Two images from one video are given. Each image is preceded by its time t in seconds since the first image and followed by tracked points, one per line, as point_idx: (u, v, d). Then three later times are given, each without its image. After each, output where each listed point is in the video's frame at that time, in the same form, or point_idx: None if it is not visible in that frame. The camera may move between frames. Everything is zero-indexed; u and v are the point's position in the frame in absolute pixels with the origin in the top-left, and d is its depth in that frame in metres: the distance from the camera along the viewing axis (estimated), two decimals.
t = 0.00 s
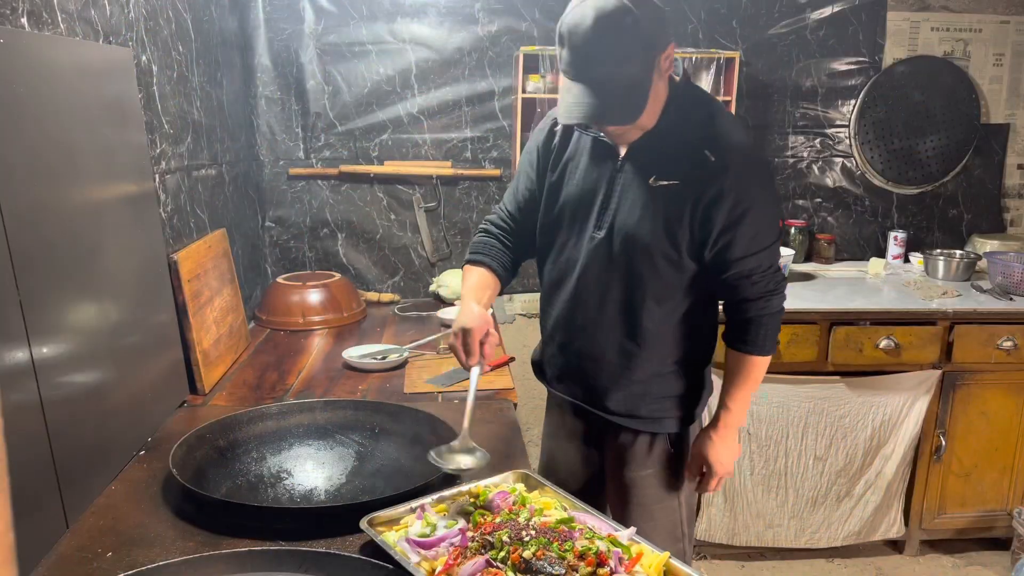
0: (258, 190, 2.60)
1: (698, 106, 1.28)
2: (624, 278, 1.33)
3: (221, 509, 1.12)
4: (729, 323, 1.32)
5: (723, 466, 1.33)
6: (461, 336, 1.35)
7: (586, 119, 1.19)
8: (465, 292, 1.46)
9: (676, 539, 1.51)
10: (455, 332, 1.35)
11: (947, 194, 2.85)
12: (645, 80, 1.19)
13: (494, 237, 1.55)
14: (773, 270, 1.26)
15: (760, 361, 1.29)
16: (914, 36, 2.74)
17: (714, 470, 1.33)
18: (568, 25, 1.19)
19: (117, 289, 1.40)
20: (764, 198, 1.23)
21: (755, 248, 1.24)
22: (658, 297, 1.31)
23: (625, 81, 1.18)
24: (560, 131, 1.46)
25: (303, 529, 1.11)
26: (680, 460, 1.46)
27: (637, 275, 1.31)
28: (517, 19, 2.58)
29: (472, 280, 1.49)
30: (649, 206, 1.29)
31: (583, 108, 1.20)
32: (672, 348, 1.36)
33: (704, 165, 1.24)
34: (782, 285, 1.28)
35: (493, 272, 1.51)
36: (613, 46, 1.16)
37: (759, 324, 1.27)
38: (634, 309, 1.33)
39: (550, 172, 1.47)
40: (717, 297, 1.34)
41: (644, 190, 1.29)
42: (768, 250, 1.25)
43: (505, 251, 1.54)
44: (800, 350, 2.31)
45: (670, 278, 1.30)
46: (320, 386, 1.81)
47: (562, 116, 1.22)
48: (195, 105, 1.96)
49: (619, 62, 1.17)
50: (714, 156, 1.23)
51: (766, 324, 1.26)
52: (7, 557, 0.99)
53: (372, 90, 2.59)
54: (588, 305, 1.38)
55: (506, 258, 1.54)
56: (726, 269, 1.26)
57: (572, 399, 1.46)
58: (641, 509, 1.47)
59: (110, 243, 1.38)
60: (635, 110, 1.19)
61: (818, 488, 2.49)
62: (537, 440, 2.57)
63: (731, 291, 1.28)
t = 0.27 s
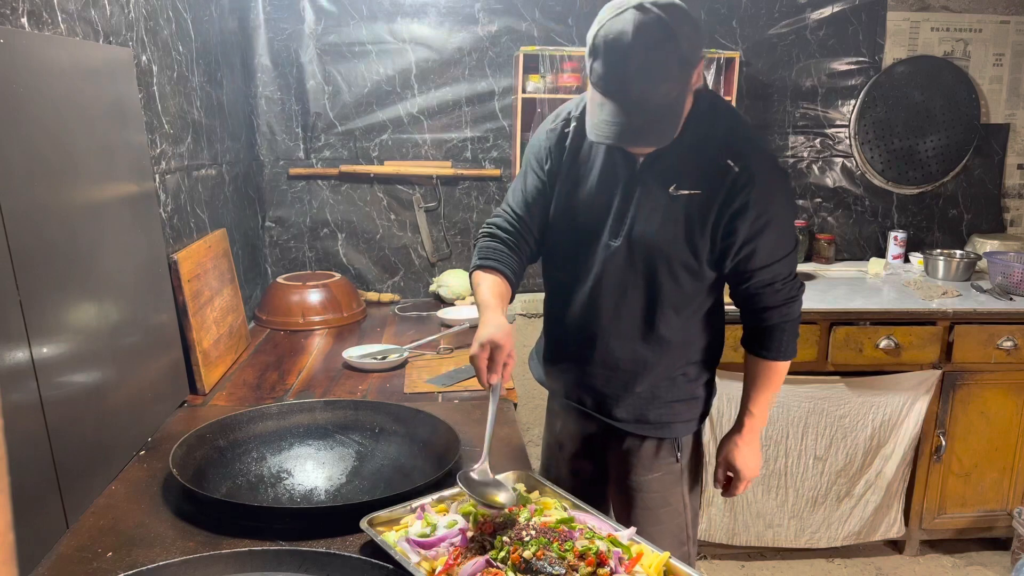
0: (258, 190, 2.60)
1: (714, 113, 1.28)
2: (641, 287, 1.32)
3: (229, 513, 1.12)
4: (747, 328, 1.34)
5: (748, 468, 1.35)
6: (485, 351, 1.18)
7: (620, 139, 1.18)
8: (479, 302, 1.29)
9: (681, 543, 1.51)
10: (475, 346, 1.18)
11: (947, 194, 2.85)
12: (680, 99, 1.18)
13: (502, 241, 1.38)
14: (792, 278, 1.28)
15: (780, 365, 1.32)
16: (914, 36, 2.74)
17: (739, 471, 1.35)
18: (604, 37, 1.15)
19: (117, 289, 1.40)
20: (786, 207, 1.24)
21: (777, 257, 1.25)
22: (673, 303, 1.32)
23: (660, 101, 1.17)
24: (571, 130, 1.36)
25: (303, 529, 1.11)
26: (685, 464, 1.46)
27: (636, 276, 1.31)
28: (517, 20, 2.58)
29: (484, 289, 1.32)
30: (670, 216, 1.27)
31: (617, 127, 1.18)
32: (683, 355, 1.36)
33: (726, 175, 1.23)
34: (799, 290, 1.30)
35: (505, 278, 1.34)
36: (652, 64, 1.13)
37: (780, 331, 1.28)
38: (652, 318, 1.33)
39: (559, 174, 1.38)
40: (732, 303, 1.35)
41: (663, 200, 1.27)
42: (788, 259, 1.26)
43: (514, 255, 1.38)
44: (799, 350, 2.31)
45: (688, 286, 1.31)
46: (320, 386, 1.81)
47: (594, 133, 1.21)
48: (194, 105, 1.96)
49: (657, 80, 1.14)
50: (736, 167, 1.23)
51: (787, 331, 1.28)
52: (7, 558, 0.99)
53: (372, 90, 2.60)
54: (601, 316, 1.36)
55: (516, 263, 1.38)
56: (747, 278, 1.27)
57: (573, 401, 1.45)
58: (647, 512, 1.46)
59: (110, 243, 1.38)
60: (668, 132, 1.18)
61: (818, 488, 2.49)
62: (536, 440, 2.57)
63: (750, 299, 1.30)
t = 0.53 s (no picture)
0: (258, 190, 2.60)
1: (723, 118, 1.28)
2: (648, 290, 1.32)
3: (230, 515, 1.12)
4: (751, 330, 1.36)
5: (750, 471, 1.38)
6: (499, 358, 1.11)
7: (642, 147, 1.17)
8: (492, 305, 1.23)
9: (684, 545, 1.50)
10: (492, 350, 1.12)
11: (947, 194, 2.85)
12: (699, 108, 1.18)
13: (508, 240, 1.34)
14: (798, 282, 1.31)
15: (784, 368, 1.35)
16: (914, 36, 2.74)
17: (740, 474, 1.39)
18: (627, 44, 1.14)
19: (117, 289, 1.39)
20: (795, 213, 1.25)
21: (784, 262, 1.27)
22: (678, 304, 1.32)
23: (681, 109, 1.16)
24: (580, 129, 1.34)
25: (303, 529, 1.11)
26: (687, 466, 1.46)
27: (636, 277, 1.31)
28: (517, 19, 2.58)
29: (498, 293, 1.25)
30: (679, 221, 1.27)
31: (637, 135, 1.17)
32: (686, 357, 1.37)
33: (737, 180, 1.24)
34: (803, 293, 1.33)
35: (513, 277, 1.29)
36: (675, 72, 1.13)
37: (785, 335, 1.31)
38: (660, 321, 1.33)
39: (566, 173, 1.36)
40: (738, 305, 1.37)
41: (673, 204, 1.27)
42: (795, 264, 1.29)
43: (519, 256, 1.35)
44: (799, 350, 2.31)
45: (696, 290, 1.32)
46: (320, 386, 1.81)
47: (614, 141, 1.20)
48: (194, 105, 1.96)
49: (679, 88, 1.14)
50: (747, 172, 1.23)
51: (793, 335, 1.31)
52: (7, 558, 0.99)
53: (372, 90, 2.59)
54: (609, 321, 1.35)
55: (522, 263, 1.34)
56: (755, 282, 1.29)
57: (573, 402, 1.45)
58: (649, 515, 1.46)
59: (110, 243, 1.38)
60: (687, 138, 1.18)
61: (818, 488, 2.49)
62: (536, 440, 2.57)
63: (756, 303, 1.32)
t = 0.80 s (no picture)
0: (258, 190, 2.60)
1: (726, 118, 1.28)
2: (651, 291, 1.32)
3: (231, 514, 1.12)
4: (753, 330, 1.37)
5: (751, 471, 1.39)
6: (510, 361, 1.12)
7: (650, 147, 1.17)
8: (503, 308, 1.23)
9: (686, 546, 1.50)
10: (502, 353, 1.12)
11: (947, 194, 2.85)
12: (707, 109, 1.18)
13: (514, 242, 1.34)
14: (800, 281, 1.32)
15: (785, 367, 1.36)
16: (914, 36, 2.74)
17: (741, 474, 1.40)
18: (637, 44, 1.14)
19: (117, 289, 1.40)
20: (797, 213, 1.26)
21: (787, 262, 1.28)
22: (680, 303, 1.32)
23: (689, 109, 1.16)
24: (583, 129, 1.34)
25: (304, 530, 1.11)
26: (688, 467, 1.46)
27: (636, 277, 1.31)
28: (517, 19, 2.58)
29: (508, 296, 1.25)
30: (684, 220, 1.27)
31: (645, 134, 1.17)
32: (689, 357, 1.37)
33: (742, 180, 1.24)
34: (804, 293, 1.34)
35: (521, 278, 1.29)
36: (684, 71, 1.13)
37: (787, 334, 1.32)
38: (664, 321, 1.33)
39: (569, 173, 1.36)
40: (740, 305, 1.37)
41: (676, 204, 1.27)
42: (797, 263, 1.30)
43: (525, 257, 1.34)
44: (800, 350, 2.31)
45: (699, 290, 1.32)
46: (320, 386, 1.81)
47: (622, 140, 1.20)
48: (194, 105, 1.96)
49: (688, 88, 1.14)
50: (751, 172, 1.24)
51: (795, 335, 1.32)
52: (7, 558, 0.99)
53: (372, 90, 2.59)
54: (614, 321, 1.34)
55: (527, 265, 1.34)
56: (758, 282, 1.30)
57: (573, 403, 1.45)
58: (651, 516, 1.45)
59: (110, 243, 1.38)
60: (693, 138, 1.18)
61: (818, 488, 2.49)
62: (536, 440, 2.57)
63: (758, 302, 1.32)
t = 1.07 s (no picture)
0: (258, 190, 2.60)
1: (725, 117, 1.28)
2: (651, 290, 1.32)
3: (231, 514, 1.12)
4: (753, 329, 1.37)
5: (752, 471, 1.39)
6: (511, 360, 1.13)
7: (648, 142, 1.17)
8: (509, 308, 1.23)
9: (686, 546, 1.50)
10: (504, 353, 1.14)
11: (947, 194, 2.85)
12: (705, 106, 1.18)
13: (514, 243, 1.34)
14: (799, 279, 1.32)
15: (785, 366, 1.36)
16: (914, 36, 2.74)
17: (743, 474, 1.40)
18: (635, 38, 1.14)
19: (117, 289, 1.40)
20: (796, 211, 1.26)
21: (786, 260, 1.28)
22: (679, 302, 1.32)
23: (687, 104, 1.16)
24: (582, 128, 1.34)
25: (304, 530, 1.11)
26: (687, 467, 1.46)
27: (636, 278, 1.31)
28: (517, 19, 2.58)
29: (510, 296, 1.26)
30: (684, 219, 1.27)
31: (643, 130, 1.17)
32: (689, 357, 1.37)
33: (742, 178, 1.24)
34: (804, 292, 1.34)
35: (522, 277, 1.29)
36: (682, 67, 1.13)
37: (787, 333, 1.32)
38: (664, 320, 1.33)
39: (567, 171, 1.36)
40: (740, 304, 1.37)
41: (676, 202, 1.27)
42: (797, 261, 1.30)
43: (526, 257, 1.35)
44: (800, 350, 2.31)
45: (700, 289, 1.32)
46: (320, 386, 1.81)
47: (619, 135, 1.21)
48: (194, 105, 1.96)
49: (686, 83, 1.14)
50: (751, 170, 1.24)
51: (795, 334, 1.32)
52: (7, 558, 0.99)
53: (372, 90, 2.59)
54: (614, 322, 1.34)
55: (528, 265, 1.34)
56: (758, 281, 1.30)
57: (572, 403, 1.45)
58: (651, 517, 1.45)
59: (110, 243, 1.38)
60: (690, 134, 1.18)
61: (818, 488, 2.49)
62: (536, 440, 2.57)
63: (759, 301, 1.32)
